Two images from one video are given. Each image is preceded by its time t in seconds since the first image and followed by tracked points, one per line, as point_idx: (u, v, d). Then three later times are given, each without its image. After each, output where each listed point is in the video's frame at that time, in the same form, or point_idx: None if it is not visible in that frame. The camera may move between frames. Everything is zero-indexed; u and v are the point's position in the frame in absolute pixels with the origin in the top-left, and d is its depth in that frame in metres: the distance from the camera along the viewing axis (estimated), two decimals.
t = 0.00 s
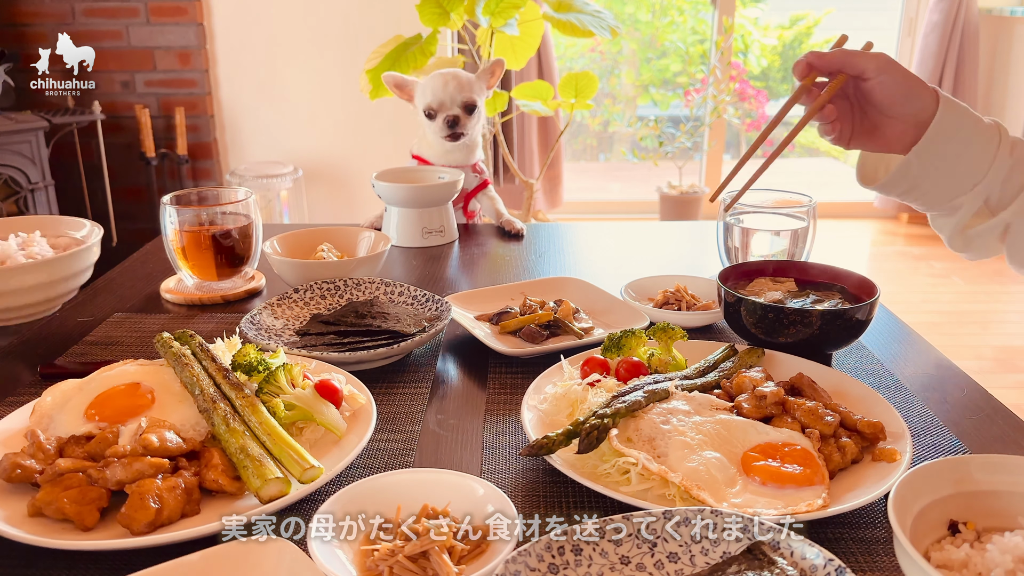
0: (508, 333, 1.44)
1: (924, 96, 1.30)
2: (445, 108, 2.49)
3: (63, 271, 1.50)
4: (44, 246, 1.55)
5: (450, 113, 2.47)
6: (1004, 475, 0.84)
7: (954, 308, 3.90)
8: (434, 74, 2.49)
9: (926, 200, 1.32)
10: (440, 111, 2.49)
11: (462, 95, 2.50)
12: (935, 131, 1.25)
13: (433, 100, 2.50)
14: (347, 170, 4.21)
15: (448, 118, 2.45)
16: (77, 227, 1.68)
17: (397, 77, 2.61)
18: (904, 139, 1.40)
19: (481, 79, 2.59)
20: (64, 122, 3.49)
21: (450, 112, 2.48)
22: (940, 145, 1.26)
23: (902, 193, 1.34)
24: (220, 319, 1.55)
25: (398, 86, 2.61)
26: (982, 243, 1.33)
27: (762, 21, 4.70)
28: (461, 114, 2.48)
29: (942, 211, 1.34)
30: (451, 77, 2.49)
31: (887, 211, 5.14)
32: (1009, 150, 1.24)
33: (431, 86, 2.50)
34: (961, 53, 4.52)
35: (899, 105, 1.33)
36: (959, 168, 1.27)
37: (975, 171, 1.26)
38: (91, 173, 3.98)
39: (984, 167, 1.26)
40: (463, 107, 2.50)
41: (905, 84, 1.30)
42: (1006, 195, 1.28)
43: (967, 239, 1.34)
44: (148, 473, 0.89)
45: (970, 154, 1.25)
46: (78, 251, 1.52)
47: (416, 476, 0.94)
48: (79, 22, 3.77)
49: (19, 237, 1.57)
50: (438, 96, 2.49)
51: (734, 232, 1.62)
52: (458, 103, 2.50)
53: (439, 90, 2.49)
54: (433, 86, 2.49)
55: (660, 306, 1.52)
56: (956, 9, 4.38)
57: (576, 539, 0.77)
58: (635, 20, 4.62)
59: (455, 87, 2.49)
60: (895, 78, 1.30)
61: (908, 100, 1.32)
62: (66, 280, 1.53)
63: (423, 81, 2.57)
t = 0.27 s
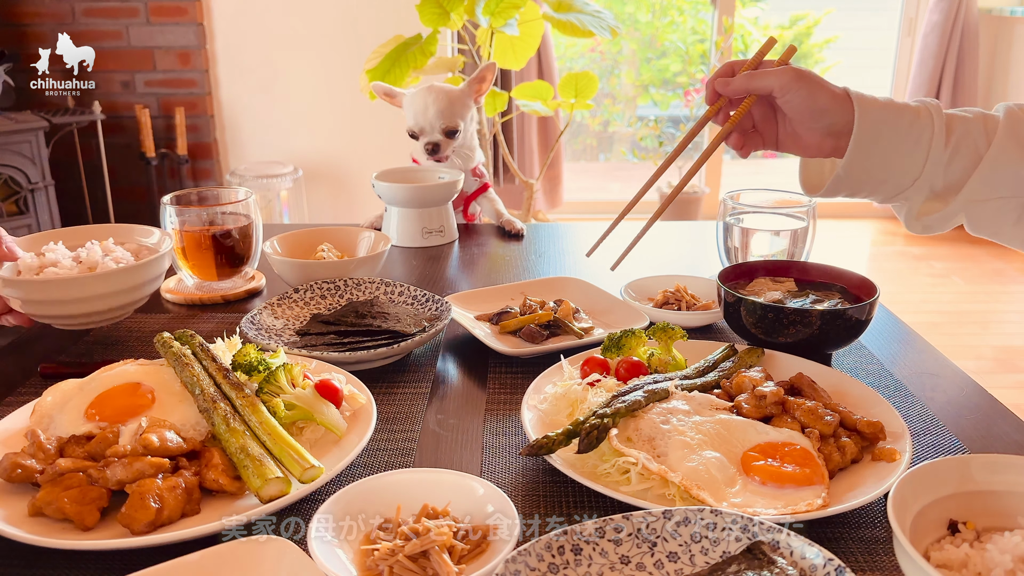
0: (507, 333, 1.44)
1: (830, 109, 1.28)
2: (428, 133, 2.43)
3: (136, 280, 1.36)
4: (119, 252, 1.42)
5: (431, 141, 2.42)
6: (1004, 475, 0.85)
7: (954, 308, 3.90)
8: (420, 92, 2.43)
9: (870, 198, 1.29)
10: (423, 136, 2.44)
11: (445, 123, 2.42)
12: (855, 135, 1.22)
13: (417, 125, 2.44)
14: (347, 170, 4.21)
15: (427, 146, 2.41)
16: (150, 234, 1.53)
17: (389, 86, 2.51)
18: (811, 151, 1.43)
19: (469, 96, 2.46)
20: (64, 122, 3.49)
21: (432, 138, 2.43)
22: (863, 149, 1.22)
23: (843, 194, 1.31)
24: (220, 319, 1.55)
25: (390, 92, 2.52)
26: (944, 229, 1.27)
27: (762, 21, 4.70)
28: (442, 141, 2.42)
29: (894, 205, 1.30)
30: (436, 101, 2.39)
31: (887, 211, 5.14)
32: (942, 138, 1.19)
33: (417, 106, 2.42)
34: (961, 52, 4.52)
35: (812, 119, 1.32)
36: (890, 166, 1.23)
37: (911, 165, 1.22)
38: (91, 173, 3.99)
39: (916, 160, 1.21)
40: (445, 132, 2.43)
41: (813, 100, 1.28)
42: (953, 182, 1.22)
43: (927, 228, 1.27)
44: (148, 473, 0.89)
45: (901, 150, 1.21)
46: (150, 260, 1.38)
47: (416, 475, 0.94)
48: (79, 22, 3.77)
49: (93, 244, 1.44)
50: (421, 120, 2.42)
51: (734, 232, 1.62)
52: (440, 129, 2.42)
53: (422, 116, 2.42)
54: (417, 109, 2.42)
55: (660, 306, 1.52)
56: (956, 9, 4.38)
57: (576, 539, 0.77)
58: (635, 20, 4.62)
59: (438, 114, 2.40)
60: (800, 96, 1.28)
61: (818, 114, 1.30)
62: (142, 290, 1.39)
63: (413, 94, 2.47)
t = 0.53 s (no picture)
0: (508, 333, 1.44)
1: (790, 147, 1.24)
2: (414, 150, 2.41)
3: (170, 298, 1.36)
4: (152, 269, 1.43)
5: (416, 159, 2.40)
6: (1004, 475, 0.85)
7: (954, 308, 3.90)
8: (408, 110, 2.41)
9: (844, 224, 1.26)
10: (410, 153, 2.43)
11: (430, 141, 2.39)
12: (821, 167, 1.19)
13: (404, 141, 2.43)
14: (347, 170, 4.21)
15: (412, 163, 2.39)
16: (178, 249, 1.53)
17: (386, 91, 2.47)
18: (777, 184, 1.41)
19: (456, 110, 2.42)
20: (64, 122, 3.49)
21: (416, 156, 2.41)
22: (833, 181, 1.19)
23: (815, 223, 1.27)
24: (220, 319, 1.55)
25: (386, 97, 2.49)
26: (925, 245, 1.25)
27: (762, 21, 4.69)
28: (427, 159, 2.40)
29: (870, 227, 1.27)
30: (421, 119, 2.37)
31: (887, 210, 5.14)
32: (911, 161, 1.17)
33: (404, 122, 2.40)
34: (961, 52, 4.52)
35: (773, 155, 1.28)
36: (861, 194, 1.19)
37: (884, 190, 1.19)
38: (91, 173, 3.99)
39: (888, 185, 1.18)
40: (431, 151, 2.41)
41: (771, 138, 1.23)
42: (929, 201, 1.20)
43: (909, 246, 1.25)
44: (148, 473, 0.89)
45: (871, 176, 1.18)
46: (184, 278, 1.38)
47: (416, 476, 0.94)
48: (79, 22, 3.77)
49: (125, 260, 1.44)
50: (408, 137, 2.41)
51: (734, 232, 1.62)
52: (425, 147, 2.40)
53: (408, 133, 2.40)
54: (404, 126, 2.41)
55: (661, 306, 1.52)
56: (956, 9, 4.38)
57: (577, 538, 0.77)
58: (635, 20, 4.62)
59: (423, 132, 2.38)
60: (759, 135, 1.24)
61: (778, 153, 1.26)
62: (176, 306, 1.40)
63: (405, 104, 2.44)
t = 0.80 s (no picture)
0: (507, 333, 1.44)
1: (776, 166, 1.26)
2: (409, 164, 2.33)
3: (181, 306, 1.36)
4: (163, 278, 1.43)
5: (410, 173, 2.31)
6: (1004, 475, 0.85)
7: (954, 308, 3.90)
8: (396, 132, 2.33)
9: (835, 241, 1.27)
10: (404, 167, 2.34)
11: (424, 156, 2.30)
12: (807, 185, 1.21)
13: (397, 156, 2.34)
14: (347, 170, 4.21)
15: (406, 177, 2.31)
16: (188, 258, 1.53)
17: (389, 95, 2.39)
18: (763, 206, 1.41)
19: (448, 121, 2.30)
20: (64, 121, 3.49)
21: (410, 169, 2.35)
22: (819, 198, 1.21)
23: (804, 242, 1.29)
24: (220, 319, 1.55)
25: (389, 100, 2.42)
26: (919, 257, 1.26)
27: (762, 21, 4.69)
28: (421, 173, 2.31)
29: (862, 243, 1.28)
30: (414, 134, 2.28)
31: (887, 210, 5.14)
32: (897, 176, 1.19)
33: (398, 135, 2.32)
34: (961, 52, 4.52)
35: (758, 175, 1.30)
36: (849, 210, 1.22)
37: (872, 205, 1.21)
38: (92, 173, 3.99)
39: (875, 200, 1.20)
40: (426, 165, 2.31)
41: (757, 159, 1.26)
42: (918, 214, 1.21)
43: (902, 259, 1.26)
44: (148, 473, 0.89)
45: (857, 192, 1.21)
46: (195, 287, 1.38)
47: (416, 475, 0.94)
48: (79, 22, 3.77)
49: (137, 268, 1.44)
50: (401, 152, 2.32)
51: (734, 232, 1.62)
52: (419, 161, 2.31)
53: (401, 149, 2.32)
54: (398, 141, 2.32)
55: (661, 306, 1.52)
56: (956, 9, 4.38)
57: (576, 539, 0.77)
58: (635, 21, 4.62)
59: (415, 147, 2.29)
60: (744, 155, 1.26)
61: (764, 172, 1.28)
62: (187, 314, 1.40)
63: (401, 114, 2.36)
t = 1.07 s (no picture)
0: (507, 333, 1.44)
1: (762, 172, 1.27)
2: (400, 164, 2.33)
3: (181, 304, 1.37)
4: (162, 278, 1.43)
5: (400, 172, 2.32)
6: (1004, 475, 0.85)
7: (954, 308, 3.90)
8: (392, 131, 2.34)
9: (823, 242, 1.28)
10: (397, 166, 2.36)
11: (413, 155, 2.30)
12: (792, 187, 1.21)
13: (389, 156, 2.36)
14: (347, 170, 4.21)
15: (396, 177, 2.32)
16: (186, 259, 1.54)
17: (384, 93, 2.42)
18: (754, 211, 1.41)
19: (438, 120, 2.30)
20: (64, 121, 3.50)
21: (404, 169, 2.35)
22: (805, 200, 1.22)
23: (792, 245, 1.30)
24: (220, 319, 1.55)
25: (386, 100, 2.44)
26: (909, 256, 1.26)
27: (762, 21, 4.69)
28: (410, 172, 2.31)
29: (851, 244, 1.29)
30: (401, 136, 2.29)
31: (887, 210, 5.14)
32: (883, 176, 1.19)
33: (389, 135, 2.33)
34: (961, 52, 4.52)
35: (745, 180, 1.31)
36: (836, 211, 1.22)
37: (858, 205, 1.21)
38: (91, 173, 3.99)
39: (861, 201, 1.21)
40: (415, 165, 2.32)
41: (744, 163, 1.27)
42: (906, 214, 1.21)
43: (892, 258, 1.26)
44: (148, 473, 0.89)
45: (842, 193, 1.21)
46: (194, 285, 1.38)
47: (415, 475, 0.94)
48: (79, 22, 3.77)
49: (134, 269, 1.45)
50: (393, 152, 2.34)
51: (734, 232, 1.62)
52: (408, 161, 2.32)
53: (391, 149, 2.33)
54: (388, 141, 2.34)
55: (661, 306, 1.52)
56: (956, 9, 4.38)
57: (576, 539, 0.77)
58: (635, 21, 4.62)
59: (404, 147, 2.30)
60: (731, 160, 1.27)
61: (751, 177, 1.29)
62: (186, 313, 1.40)
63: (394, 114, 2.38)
